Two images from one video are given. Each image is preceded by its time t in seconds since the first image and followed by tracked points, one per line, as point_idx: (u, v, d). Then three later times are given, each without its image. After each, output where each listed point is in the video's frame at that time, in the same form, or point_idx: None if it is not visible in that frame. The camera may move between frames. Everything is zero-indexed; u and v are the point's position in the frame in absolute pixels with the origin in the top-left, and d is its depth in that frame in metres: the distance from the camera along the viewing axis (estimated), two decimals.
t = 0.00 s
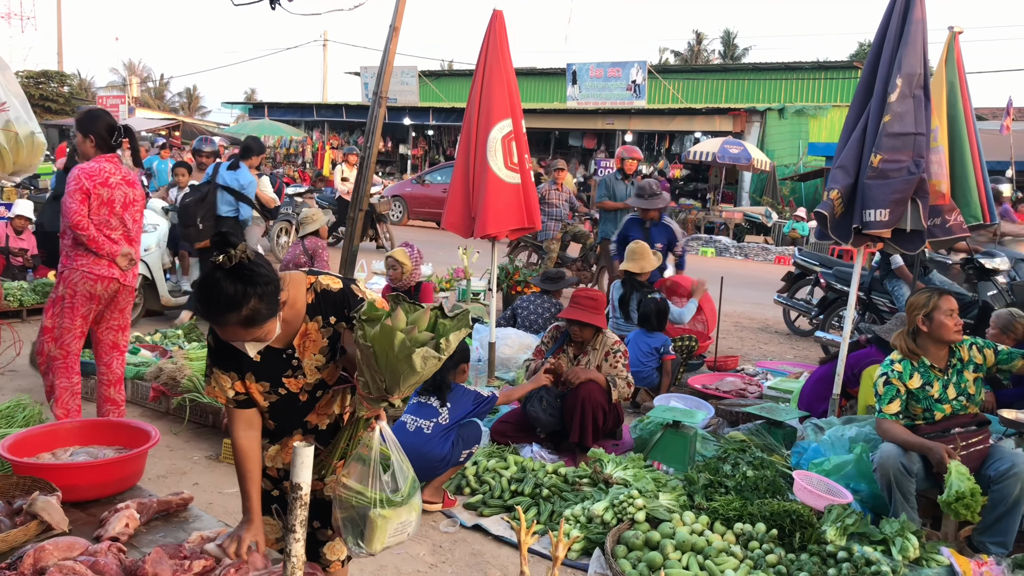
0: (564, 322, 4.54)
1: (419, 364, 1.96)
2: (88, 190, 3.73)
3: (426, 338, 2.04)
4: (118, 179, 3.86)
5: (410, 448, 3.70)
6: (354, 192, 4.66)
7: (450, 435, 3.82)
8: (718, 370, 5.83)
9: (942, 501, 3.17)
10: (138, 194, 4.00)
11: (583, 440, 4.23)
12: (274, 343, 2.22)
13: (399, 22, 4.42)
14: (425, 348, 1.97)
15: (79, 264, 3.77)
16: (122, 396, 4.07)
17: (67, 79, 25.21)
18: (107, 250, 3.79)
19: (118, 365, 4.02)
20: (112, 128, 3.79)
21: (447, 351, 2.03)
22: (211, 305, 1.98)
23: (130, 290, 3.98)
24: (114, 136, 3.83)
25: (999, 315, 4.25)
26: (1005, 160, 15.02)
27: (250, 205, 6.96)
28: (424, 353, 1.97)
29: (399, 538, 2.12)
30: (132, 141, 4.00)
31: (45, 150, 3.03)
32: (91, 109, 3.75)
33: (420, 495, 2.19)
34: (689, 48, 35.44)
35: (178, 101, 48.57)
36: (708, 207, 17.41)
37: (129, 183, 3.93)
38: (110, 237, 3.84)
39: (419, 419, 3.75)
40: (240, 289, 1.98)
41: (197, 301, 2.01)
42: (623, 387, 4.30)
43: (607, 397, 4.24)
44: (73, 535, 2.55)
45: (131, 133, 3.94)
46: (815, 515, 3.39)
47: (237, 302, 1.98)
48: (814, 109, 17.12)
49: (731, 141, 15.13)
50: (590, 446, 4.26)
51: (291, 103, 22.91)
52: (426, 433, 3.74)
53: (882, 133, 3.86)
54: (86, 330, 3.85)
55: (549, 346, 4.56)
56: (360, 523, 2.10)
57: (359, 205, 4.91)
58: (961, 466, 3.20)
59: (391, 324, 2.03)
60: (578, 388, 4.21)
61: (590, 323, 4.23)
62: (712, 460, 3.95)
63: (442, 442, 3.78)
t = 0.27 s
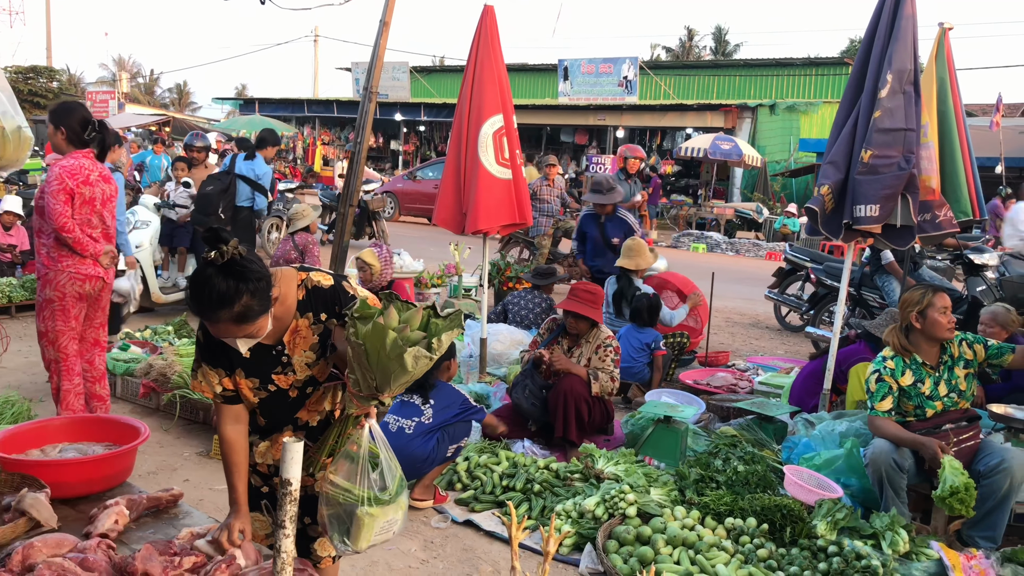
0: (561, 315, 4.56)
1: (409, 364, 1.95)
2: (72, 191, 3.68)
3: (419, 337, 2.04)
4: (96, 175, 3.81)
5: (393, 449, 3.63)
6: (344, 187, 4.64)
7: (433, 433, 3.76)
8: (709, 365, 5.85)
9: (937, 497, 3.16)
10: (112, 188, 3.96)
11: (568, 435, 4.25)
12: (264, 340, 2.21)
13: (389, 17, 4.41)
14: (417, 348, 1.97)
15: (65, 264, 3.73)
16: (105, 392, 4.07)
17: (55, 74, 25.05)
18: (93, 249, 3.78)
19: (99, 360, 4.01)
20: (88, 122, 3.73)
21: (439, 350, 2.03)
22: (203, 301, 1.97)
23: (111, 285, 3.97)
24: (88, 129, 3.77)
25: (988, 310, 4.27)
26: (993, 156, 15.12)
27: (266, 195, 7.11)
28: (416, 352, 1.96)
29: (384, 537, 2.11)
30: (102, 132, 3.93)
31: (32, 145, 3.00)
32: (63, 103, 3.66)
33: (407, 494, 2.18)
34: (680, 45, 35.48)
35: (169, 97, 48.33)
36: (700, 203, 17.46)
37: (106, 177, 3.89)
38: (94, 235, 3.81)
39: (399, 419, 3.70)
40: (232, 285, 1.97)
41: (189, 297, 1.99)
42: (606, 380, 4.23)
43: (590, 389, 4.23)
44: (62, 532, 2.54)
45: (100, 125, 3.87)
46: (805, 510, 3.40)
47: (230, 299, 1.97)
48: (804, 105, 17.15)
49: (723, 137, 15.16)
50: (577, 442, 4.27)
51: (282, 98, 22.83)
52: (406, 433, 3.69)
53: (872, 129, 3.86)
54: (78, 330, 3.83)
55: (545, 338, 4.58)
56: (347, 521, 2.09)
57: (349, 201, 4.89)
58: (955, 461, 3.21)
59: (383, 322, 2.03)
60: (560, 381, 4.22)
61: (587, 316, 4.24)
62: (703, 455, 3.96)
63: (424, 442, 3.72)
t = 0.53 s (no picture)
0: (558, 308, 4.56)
1: (403, 364, 1.96)
2: (69, 188, 3.63)
3: (413, 338, 2.05)
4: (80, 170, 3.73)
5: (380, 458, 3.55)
6: (338, 183, 4.63)
7: (422, 436, 3.66)
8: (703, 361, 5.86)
9: (933, 495, 3.19)
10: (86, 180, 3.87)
11: (560, 429, 4.25)
12: (257, 336, 2.21)
13: (383, 13, 4.39)
14: (410, 348, 1.97)
15: (63, 264, 3.69)
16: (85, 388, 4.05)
17: (47, 70, 24.90)
18: (91, 246, 3.76)
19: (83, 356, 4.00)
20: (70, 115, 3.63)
21: (432, 351, 2.03)
22: (197, 297, 1.96)
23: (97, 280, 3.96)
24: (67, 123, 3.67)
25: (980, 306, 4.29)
26: (985, 153, 15.20)
27: (281, 193, 6.93)
28: (409, 353, 1.97)
29: (372, 536, 2.10)
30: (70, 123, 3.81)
31: (22, 141, 2.98)
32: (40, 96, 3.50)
33: (395, 493, 2.18)
34: (674, 41, 35.50)
35: (162, 93, 48.13)
36: (694, 200, 17.48)
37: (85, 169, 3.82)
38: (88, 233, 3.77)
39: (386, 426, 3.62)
40: (226, 281, 1.96)
41: (184, 293, 1.99)
42: (595, 373, 4.23)
43: (579, 382, 4.23)
44: (54, 530, 2.52)
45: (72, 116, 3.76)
46: (798, 506, 3.41)
47: (223, 295, 1.96)
48: (798, 101, 17.17)
49: (717, 134, 15.17)
50: (571, 437, 4.29)
51: (275, 94, 22.76)
52: (394, 440, 3.60)
53: (865, 125, 3.87)
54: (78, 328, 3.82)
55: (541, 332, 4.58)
56: (334, 519, 2.09)
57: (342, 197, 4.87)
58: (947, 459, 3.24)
59: (378, 321, 2.02)
60: (549, 375, 4.23)
61: (584, 311, 4.24)
62: (697, 451, 3.97)
63: (413, 447, 3.63)
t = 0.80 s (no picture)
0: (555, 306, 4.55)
1: (398, 364, 1.96)
2: (70, 187, 3.62)
3: (408, 338, 2.06)
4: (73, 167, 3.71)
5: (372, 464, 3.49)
6: (334, 182, 4.62)
7: (415, 439, 3.60)
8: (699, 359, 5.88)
9: (919, 484, 3.20)
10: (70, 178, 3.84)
11: (558, 425, 4.22)
12: (253, 332, 2.21)
13: (379, 10, 4.38)
14: (406, 349, 1.98)
15: (66, 262, 3.69)
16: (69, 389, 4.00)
17: (41, 67, 24.80)
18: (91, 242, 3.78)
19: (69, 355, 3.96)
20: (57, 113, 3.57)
21: (427, 352, 2.04)
22: (193, 292, 1.96)
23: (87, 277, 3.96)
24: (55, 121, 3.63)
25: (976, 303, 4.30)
26: (980, 150, 15.23)
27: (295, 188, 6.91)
28: (404, 354, 1.98)
29: (368, 533, 2.11)
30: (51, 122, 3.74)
31: (18, 139, 2.97)
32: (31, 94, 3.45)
33: (390, 491, 2.19)
34: (670, 38, 35.50)
35: (157, 91, 47.99)
36: (690, 198, 17.50)
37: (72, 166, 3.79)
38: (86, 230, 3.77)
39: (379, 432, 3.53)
40: (223, 277, 1.95)
41: (181, 287, 1.99)
42: (593, 371, 4.25)
43: (576, 380, 4.24)
44: (51, 528, 2.51)
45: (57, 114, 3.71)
46: (795, 503, 3.42)
47: (220, 290, 1.96)
48: (794, 99, 17.19)
49: (713, 131, 15.17)
50: (569, 435, 4.29)
51: (271, 92, 22.71)
52: (387, 447, 3.53)
53: (861, 123, 3.87)
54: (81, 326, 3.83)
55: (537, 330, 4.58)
56: (330, 517, 2.09)
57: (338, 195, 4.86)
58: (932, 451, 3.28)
59: (375, 321, 2.02)
60: (544, 372, 4.24)
61: (581, 308, 4.24)
62: (694, 448, 3.98)
63: (407, 452, 3.57)
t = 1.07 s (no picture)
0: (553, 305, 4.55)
1: (396, 367, 1.96)
2: (62, 186, 3.61)
3: (408, 341, 2.06)
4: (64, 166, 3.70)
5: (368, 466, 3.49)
6: (332, 181, 4.62)
7: (409, 441, 3.59)
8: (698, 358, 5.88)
9: (908, 476, 3.24)
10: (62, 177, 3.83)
11: (554, 424, 4.25)
12: (249, 330, 2.21)
13: (377, 10, 4.38)
14: (404, 353, 1.97)
15: (58, 261, 3.68)
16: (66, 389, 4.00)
17: (38, 67, 24.77)
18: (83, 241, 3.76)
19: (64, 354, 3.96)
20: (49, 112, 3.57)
21: (426, 355, 2.05)
22: (188, 290, 1.96)
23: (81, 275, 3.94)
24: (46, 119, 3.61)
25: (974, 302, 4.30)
26: (978, 150, 15.25)
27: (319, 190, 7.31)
28: (402, 357, 1.97)
29: (366, 532, 2.11)
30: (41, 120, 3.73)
31: (16, 139, 2.96)
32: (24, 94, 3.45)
33: (388, 490, 2.19)
34: (668, 37, 35.54)
35: (155, 91, 47.96)
36: (688, 197, 17.51)
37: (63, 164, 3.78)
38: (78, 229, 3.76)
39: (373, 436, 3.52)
40: (218, 275, 1.95)
41: (175, 285, 1.98)
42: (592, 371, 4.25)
43: (574, 379, 4.25)
44: (50, 528, 2.51)
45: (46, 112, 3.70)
46: (793, 502, 3.43)
47: (214, 289, 1.96)
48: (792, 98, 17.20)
49: (711, 131, 15.18)
50: (568, 434, 4.29)
51: (269, 92, 22.70)
52: (381, 451, 3.52)
53: (859, 122, 3.88)
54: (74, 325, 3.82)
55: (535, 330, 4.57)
56: (327, 516, 2.09)
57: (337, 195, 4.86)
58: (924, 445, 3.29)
59: (374, 321, 2.02)
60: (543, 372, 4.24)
61: (578, 307, 4.23)
62: (692, 448, 3.98)
63: (402, 454, 3.57)
